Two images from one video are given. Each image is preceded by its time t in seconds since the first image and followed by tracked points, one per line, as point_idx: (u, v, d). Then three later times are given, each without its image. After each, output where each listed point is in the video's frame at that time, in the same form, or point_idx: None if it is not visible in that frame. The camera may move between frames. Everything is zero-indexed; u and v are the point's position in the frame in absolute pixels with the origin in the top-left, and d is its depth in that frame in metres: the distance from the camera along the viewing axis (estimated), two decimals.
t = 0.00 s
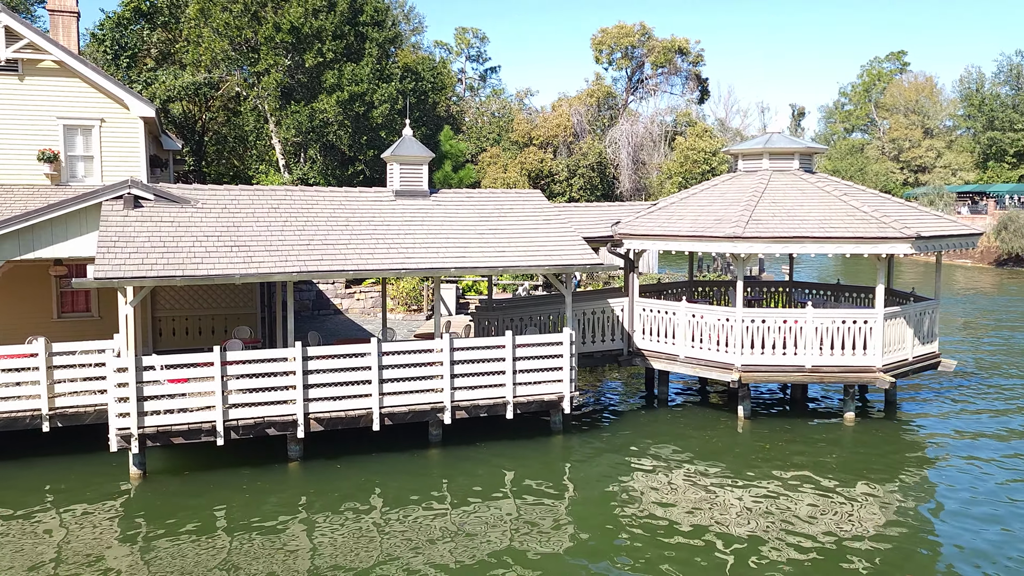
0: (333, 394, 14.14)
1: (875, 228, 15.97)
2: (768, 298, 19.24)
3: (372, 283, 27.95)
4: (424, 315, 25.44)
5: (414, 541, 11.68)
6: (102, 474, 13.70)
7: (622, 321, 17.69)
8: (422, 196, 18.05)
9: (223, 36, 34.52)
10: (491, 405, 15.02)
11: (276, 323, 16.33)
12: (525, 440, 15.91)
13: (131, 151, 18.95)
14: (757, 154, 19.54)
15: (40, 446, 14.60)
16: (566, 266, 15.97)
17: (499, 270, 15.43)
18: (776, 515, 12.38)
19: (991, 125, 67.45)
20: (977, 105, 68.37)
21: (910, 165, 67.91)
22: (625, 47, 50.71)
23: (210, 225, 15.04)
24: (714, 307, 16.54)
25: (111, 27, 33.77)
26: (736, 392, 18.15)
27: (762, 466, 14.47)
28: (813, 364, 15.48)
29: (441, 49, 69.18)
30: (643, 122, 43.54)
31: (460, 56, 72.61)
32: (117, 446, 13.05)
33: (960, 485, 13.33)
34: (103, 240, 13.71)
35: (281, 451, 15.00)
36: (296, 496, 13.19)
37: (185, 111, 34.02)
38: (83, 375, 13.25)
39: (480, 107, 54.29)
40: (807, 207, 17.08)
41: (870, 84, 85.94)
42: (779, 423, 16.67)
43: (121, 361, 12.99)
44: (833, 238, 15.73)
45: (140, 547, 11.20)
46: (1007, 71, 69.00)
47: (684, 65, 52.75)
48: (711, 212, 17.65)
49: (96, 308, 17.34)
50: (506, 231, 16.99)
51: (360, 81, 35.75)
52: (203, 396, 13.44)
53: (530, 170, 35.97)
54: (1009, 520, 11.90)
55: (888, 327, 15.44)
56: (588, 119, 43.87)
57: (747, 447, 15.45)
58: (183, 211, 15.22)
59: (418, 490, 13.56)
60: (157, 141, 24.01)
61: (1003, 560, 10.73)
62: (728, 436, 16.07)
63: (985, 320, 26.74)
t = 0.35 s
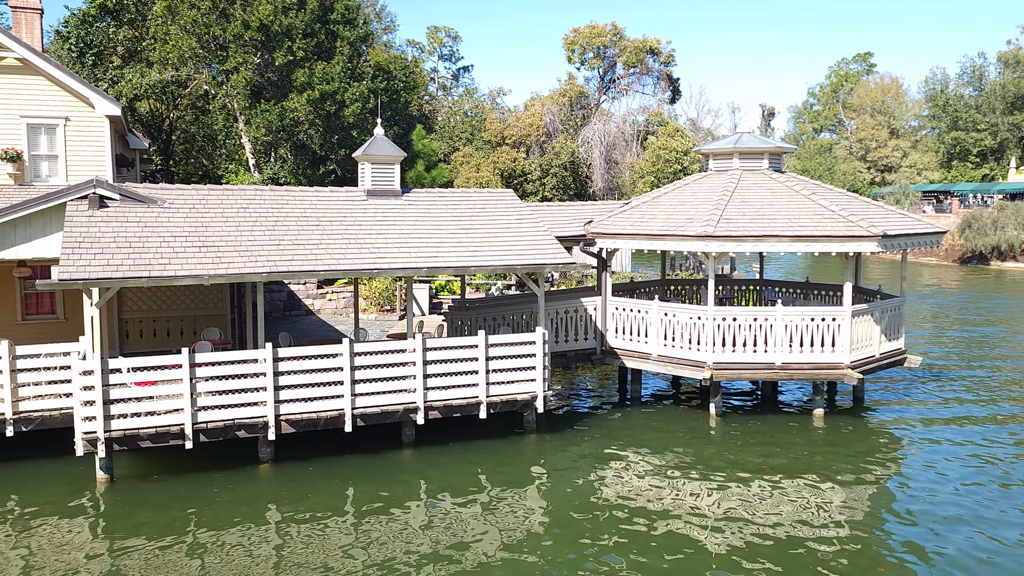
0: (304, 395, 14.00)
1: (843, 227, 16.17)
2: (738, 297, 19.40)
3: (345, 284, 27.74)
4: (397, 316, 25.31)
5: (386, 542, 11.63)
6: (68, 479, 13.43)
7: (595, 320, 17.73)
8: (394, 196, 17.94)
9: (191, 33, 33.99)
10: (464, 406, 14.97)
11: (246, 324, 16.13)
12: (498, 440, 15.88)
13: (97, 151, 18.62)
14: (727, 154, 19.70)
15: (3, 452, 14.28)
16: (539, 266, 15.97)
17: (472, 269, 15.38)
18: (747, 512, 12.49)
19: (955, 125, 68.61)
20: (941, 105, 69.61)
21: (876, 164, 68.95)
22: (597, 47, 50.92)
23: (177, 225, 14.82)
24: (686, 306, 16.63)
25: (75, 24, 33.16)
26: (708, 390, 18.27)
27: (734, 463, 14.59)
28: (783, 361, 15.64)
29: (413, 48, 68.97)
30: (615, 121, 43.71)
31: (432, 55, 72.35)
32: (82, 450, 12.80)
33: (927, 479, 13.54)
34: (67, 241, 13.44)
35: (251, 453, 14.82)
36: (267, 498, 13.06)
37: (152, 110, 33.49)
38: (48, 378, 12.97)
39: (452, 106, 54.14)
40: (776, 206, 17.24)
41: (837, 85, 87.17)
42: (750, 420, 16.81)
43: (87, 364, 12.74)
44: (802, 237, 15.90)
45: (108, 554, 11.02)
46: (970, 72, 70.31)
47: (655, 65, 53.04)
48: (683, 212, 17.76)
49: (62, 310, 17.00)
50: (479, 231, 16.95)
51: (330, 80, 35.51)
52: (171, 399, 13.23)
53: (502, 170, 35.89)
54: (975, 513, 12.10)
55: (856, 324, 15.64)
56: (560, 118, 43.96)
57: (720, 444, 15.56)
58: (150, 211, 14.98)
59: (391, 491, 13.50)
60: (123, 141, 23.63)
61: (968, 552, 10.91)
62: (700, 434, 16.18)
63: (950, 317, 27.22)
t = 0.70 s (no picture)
0: (268, 399, 13.82)
1: (804, 227, 16.40)
2: (703, 297, 19.57)
3: (309, 286, 27.47)
4: (363, 318, 25.13)
5: (352, 547, 11.51)
6: (25, 487, 13.10)
7: (562, 321, 17.77)
8: (359, 197, 17.79)
9: (151, 32, 33.41)
10: (431, 408, 14.90)
11: (209, 327, 15.89)
12: (465, 442, 15.83)
13: (53, 151, 18.19)
14: (691, 155, 19.86)
15: None
16: (506, 267, 15.95)
17: (438, 271, 15.33)
18: (713, 510, 12.59)
19: (912, 127, 70.34)
20: (899, 108, 71.09)
21: (837, 165, 70.16)
22: (562, 48, 51.21)
23: (137, 227, 14.55)
24: (651, 306, 16.74)
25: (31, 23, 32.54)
26: (673, 389, 18.40)
27: (700, 462, 14.70)
28: (747, 360, 15.82)
29: (378, 48, 68.57)
30: (580, 122, 43.93)
31: (398, 56, 72.03)
32: (40, 458, 12.51)
33: (889, 475, 13.76)
34: (22, 245, 13.13)
35: (214, 459, 14.59)
36: (231, 504, 12.86)
37: (111, 110, 32.94)
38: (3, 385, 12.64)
39: (418, 107, 53.95)
40: (739, 207, 17.44)
41: (798, 88, 88.48)
42: (715, 419, 16.97)
43: (44, 369, 12.43)
44: (765, 237, 16.10)
45: (68, 562, 10.77)
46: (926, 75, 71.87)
47: (620, 67, 53.40)
48: (648, 212, 17.87)
49: (18, 314, 16.60)
50: (445, 233, 16.90)
51: (294, 80, 35.23)
52: (132, 405, 12.98)
53: (468, 171, 35.83)
54: (935, 508, 12.31)
55: (818, 324, 15.87)
56: (526, 119, 44.09)
57: (686, 443, 15.68)
58: (109, 214, 14.68)
59: (358, 495, 13.39)
60: (82, 142, 23.19)
61: (929, 547, 11.09)
62: (666, 433, 16.29)
63: (908, 315, 27.75)
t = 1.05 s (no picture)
0: (220, 406, 13.55)
1: (756, 227, 16.65)
2: (657, 296, 19.77)
3: (263, 289, 27.12)
4: (317, 321, 24.86)
5: (308, 554, 11.35)
6: None
7: (518, 321, 17.79)
8: (312, 199, 17.56)
9: (95, 31, 32.54)
10: (387, 411, 14.77)
11: (158, 332, 15.53)
12: (423, 445, 15.73)
13: None
14: (645, 156, 20.04)
15: None
16: (463, 268, 15.90)
17: (393, 274, 15.20)
18: (670, 508, 12.71)
19: (858, 129, 72.23)
20: (846, 110, 72.80)
21: (787, 166, 71.50)
22: (516, 50, 51.33)
23: (82, 231, 14.16)
24: (607, 306, 16.84)
25: None
26: (629, 388, 18.54)
27: (657, 460, 14.82)
28: (701, 358, 16.01)
29: (330, 49, 67.83)
30: (535, 124, 44.03)
31: (351, 57, 71.43)
32: None
33: (840, 469, 14.03)
34: None
35: (165, 467, 14.26)
36: (183, 513, 12.58)
37: (54, 111, 32.10)
38: None
39: (372, 108, 53.56)
40: (692, 208, 17.64)
41: (749, 90, 89.97)
42: (670, 417, 17.13)
43: None
44: (717, 237, 16.32)
45: None
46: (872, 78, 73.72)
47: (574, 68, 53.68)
48: (602, 213, 17.99)
49: None
50: (400, 234, 16.78)
51: (244, 81, 34.63)
52: (78, 413, 12.62)
53: (423, 173, 35.57)
54: (884, 500, 12.60)
55: (769, 322, 16.12)
56: (481, 121, 44.08)
57: (643, 442, 15.80)
58: (52, 217, 14.25)
59: (314, 501, 13.21)
60: (24, 143, 22.52)
61: (879, 537, 11.34)
62: (623, 432, 16.39)
63: (856, 312, 28.38)
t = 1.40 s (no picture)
0: (171, 411, 13.25)
1: (709, 226, 16.84)
2: (613, 296, 19.90)
3: (214, 292, 26.63)
4: (270, 324, 24.47)
5: (259, 560, 11.14)
6: None
7: (475, 322, 17.74)
8: (264, 200, 17.25)
9: (37, 28, 31.66)
10: (343, 414, 14.60)
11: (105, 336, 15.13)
12: (380, 448, 15.57)
13: None
14: (600, 156, 20.13)
15: None
16: (419, 269, 15.81)
17: (347, 275, 15.03)
18: (627, 506, 12.77)
19: (808, 130, 73.73)
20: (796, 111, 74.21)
21: (739, 166, 72.60)
22: (470, 50, 51.24)
23: (25, 233, 13.73)
24: (563, 306, 16.88)
25: None
26: (586, 388, 18.62)
27: (614, 458, 14.91)
28: (657, 357, 16.14)
29: (283, 48, 66.93)
30: (491, 124, 44.04)
31: (303, 56, 70.52)
32: None
33: (792, 465, 14.25)
34: None
35: (114, 475, 13.90)
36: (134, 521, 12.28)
37: None
38: None
39: (325, 108, 52.98)
40: (647, 208, 17.78)
41: (702, 91, 91.15)
42: (627, 416, 17.25)
43: None
44: (672, 237, 16.47)
45: None
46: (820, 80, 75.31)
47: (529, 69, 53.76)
48: (558, 213, 18.03)
49: None
50: (356, 236, 16.61)
51: (193, 79, 33.94)
52: (22, 421, 12.22)
53: (377, 173, 35.27)
54: (835, 494, 12.83)
55: (723, 320, 16.33)
56: (436, 121, 43.93)
57: (601, 441, 15.87)
58: None
59: (267, 506, 13.00)
60: None
61: (832, 531, 11.54)
62: (581, 431, 16.45)
63: (807, 310, 28.91)
